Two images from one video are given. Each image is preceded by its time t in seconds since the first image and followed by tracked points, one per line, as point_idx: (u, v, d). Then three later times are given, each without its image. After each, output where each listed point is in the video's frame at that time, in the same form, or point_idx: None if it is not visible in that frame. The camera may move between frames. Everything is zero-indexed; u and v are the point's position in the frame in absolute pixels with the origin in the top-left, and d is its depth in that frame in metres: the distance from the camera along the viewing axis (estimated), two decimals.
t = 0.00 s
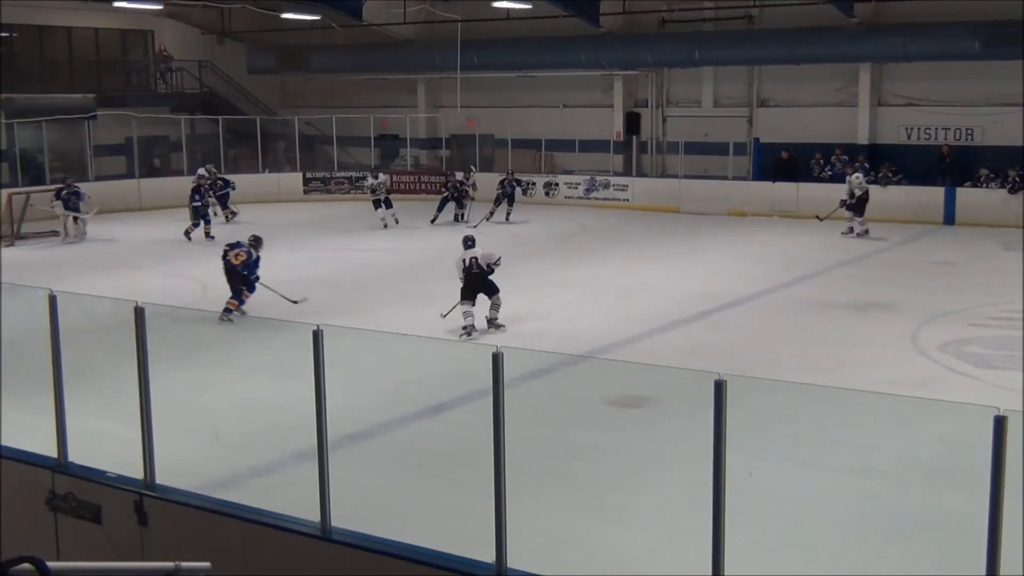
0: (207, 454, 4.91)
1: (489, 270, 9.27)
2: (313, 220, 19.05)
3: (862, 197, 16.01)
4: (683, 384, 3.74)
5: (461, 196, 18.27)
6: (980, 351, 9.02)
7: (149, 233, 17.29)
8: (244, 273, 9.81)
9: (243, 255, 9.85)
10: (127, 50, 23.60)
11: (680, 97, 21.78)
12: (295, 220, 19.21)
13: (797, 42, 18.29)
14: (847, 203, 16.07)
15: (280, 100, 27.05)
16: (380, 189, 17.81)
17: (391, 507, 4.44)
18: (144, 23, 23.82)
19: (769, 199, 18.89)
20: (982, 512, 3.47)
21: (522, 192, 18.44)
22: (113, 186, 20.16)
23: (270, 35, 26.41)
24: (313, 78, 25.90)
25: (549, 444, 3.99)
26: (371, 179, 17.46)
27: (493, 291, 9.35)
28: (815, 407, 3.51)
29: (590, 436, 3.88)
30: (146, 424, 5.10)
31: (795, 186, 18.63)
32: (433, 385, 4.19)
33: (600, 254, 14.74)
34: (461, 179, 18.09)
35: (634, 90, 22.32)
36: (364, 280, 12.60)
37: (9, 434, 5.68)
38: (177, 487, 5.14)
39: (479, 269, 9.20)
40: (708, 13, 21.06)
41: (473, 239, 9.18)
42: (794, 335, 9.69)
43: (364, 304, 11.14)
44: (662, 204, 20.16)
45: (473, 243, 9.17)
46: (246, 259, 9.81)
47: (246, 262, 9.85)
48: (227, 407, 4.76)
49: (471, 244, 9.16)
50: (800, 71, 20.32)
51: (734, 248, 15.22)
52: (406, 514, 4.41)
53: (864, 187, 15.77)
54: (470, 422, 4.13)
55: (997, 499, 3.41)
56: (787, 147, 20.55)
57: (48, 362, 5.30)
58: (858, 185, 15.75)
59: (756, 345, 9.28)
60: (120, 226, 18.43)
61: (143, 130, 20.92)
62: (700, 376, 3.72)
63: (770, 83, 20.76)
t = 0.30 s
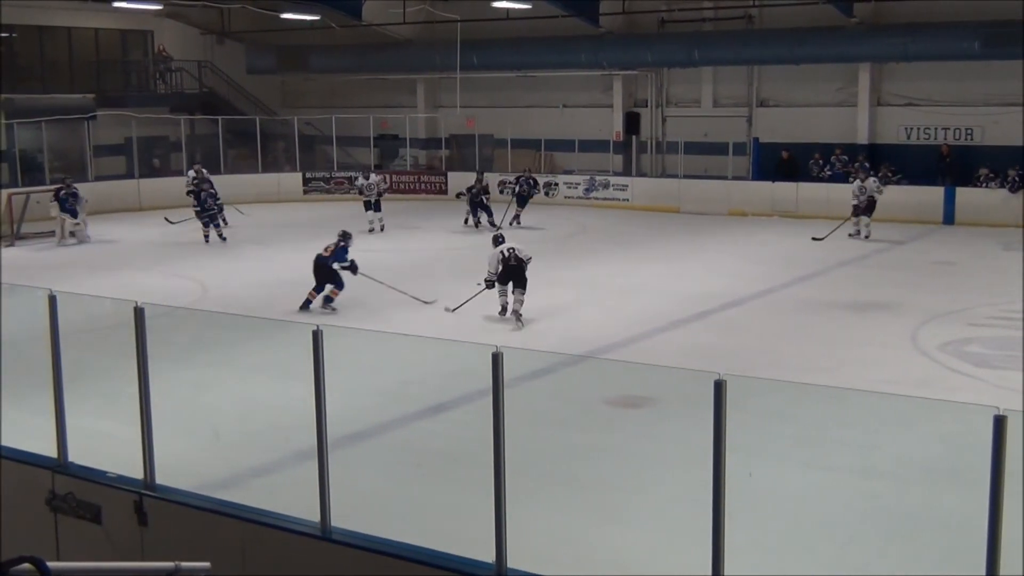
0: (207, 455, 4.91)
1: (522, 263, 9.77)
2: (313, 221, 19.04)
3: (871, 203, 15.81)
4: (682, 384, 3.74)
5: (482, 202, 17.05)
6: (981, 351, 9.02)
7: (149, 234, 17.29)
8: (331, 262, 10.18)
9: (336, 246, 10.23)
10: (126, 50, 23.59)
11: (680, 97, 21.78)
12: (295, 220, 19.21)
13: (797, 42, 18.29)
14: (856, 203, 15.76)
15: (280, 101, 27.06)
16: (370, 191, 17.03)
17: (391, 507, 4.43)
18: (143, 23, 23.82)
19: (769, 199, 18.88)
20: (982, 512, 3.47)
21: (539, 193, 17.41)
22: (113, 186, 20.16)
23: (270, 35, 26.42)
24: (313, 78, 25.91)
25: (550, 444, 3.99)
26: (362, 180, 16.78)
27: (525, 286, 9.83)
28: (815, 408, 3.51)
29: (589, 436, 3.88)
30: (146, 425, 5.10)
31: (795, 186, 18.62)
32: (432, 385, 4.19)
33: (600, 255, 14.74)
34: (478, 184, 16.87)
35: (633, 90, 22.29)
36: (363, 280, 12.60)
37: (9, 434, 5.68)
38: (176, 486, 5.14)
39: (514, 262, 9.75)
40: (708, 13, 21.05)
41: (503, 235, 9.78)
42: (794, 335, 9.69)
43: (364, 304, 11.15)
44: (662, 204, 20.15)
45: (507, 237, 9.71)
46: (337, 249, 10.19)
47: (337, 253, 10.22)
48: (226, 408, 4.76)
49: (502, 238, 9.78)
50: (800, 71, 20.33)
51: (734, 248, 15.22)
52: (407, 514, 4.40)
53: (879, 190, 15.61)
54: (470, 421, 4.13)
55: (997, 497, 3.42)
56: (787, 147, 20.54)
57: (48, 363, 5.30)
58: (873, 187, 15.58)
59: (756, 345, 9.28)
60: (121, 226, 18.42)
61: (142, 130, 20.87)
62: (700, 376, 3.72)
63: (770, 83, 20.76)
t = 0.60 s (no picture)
0: (205, 456, 4.90)
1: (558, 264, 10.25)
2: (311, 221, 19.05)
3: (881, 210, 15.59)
4: (680, 384, 3.74)
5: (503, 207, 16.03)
6: (979, 351, 9.02)
7: (147, 235, 17.29)
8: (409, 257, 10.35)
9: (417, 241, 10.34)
10: (124, 51, 23.61)
11: (678, 97, 21.78)
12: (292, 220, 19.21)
13: (794, 42, 18.31)
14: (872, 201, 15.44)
15: (278, 101, 27.06)
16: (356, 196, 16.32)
17: (389, 507, 4.43)
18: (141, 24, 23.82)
19: (766, 199, 18.90)
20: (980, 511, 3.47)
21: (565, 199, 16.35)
22: (112, 187, 20.17)
23: (268, 36, 26.42)
24: (311, 79, 25.90)
25: (548, 444, 3.99)
26: (350, 184, 16.10)
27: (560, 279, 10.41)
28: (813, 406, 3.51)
29: (587, 435, 3.88)
30: (144, 425, 5.09)
31: (793, 186, 18.64)
32: (431, 385, 4.19)
33: (597, 255, 14.75)
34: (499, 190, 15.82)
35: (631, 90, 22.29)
36: (361, 281, 12.60)
37: (7, 435, 5.67)
38: (174, 487, 5.13)
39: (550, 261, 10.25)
40: (705, 12, 21.05)
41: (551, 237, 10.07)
42: (792, 335, 9.69)
43: (362, 305, 11.15)
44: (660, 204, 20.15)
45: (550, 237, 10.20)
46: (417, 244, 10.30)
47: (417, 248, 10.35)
48: (223, 408, 4.75)
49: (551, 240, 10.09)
50: (797, 71, 20.34)
51: (731, 248, 15.23)
52: (404, 515, 4.39)
53: (896, 195, 15.35)
54: (468, 421, 4.13)
55: (995, 496, 3.41)
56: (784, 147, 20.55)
57: (46, 364, 5.30)
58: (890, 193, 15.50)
59: (754, 345, 9.28)
60: (119, 227, 18.43)
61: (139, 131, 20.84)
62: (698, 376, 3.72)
63: (768, 83, 20.76)
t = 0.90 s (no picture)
0: (199, 457, 4.90)
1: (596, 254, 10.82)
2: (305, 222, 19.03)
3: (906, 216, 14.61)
4: (674, 385, 3.74)
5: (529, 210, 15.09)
6: (973, 350, 9.03)
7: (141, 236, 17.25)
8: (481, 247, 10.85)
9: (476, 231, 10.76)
10: (117, 52, 23.58)
11: (671, 97, 21.79)
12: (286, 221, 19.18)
13: (787, 42, 18.33)
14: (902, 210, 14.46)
15: (271, 102, 27.02)
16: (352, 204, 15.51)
17: (383, 508, 4.43)
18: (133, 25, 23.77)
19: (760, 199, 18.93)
20: (974, 510, 3.48)
21: (590, 203, 15.77)
22: (104, 187, 20.12)
23: (262, 37, 26.38)
24: (305, 79, 25.86)
25: (543, 444, 3.99)
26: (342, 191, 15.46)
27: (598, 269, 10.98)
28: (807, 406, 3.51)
29: (582, 436, 3.88)
30: (138, 426, 5.08)
31: (786, 186, 18.67)
32: (425, 386, 4.19)
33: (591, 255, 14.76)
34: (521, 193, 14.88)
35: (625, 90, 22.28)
36: (354, 282, 12.59)
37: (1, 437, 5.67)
38: (168, 488, 5.13)
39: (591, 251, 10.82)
40: (698, 13, 21.09)
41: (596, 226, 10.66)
42: (786, 334, 9.70)
43: (356, 306, 11.14)
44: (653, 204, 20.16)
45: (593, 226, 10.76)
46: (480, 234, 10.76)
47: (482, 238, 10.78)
48: (217, 411, 4.74)
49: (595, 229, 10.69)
50: (791, 71, 20.37)
51: (725, 248, 15.25)
52: (399, 515, 4.39)
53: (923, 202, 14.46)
54: (462, 422, 4.13)
55: (988, 496, 3.43)
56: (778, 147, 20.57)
57: (39, 365, 5.29)
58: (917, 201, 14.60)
59: (748, 345, 9.29)
60: (112, 228, 18.38)
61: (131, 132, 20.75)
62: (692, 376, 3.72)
63: (762, 83, 20.77)
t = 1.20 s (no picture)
0: (187, 458, 4.88)
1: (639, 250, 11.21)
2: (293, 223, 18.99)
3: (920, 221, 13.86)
4: (663, 384, 3.74)
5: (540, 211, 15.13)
6: (961, 348, 9.07)
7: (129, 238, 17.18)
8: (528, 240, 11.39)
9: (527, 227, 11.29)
10: (104, 53, 23.50)
11: (659, 97, 21.82)
12: (273, 223, 19.13)
13: (775, 42, 18.38)
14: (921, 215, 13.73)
15: (258, 103, 26.95)
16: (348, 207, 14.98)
17: (373, 509, 4.42)
18: (120, 26, 23.69)
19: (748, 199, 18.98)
20: (962, 508, 3.49)
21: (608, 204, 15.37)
22: (91, 189, 20.01)
23: (249, 38, 26.32)
24: (292, 80, 25.83)
25: (532, 444, 3.98)
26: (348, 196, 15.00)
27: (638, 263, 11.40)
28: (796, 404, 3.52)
29: (571, 435, 3.87)
30: (125, 428, 5.06)
31: (774, 186, 18.73)
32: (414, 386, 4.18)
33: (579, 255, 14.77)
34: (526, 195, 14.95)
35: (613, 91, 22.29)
36: (343, 283, 12.57)
37: None
38: (157, 491, 5.11)
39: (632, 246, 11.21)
40: (686, 13, 21.12)
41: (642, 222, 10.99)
42: (774, 333, 9.73)
43: (345, 307, 11.12)
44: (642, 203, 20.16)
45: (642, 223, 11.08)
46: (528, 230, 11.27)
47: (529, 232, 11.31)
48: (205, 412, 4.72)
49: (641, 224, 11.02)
50: (779, 71, 20.43)
51: (713, 247, 15.27)
52: (388, 515, 4.38)
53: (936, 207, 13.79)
54: (451, 422, 4.12)
55: (976, 494, 3.44)
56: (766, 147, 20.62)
57: (26, 368, 5.26)
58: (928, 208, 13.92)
59: (737, 344, 9.30)
60: (99, 230, 18.30)
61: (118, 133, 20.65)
62: (680, 375, 3.71)
63: (749, 83, 20.83)
